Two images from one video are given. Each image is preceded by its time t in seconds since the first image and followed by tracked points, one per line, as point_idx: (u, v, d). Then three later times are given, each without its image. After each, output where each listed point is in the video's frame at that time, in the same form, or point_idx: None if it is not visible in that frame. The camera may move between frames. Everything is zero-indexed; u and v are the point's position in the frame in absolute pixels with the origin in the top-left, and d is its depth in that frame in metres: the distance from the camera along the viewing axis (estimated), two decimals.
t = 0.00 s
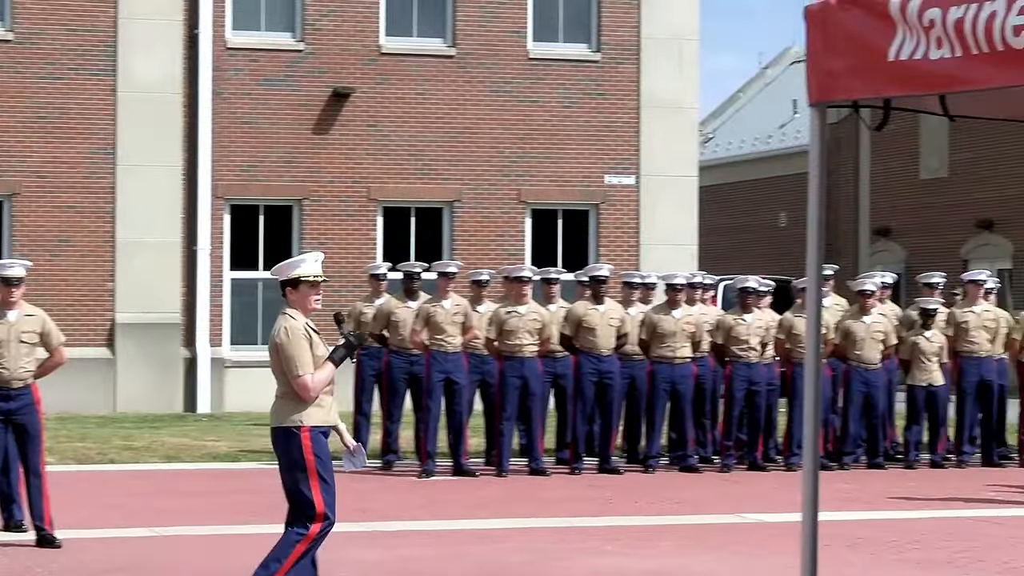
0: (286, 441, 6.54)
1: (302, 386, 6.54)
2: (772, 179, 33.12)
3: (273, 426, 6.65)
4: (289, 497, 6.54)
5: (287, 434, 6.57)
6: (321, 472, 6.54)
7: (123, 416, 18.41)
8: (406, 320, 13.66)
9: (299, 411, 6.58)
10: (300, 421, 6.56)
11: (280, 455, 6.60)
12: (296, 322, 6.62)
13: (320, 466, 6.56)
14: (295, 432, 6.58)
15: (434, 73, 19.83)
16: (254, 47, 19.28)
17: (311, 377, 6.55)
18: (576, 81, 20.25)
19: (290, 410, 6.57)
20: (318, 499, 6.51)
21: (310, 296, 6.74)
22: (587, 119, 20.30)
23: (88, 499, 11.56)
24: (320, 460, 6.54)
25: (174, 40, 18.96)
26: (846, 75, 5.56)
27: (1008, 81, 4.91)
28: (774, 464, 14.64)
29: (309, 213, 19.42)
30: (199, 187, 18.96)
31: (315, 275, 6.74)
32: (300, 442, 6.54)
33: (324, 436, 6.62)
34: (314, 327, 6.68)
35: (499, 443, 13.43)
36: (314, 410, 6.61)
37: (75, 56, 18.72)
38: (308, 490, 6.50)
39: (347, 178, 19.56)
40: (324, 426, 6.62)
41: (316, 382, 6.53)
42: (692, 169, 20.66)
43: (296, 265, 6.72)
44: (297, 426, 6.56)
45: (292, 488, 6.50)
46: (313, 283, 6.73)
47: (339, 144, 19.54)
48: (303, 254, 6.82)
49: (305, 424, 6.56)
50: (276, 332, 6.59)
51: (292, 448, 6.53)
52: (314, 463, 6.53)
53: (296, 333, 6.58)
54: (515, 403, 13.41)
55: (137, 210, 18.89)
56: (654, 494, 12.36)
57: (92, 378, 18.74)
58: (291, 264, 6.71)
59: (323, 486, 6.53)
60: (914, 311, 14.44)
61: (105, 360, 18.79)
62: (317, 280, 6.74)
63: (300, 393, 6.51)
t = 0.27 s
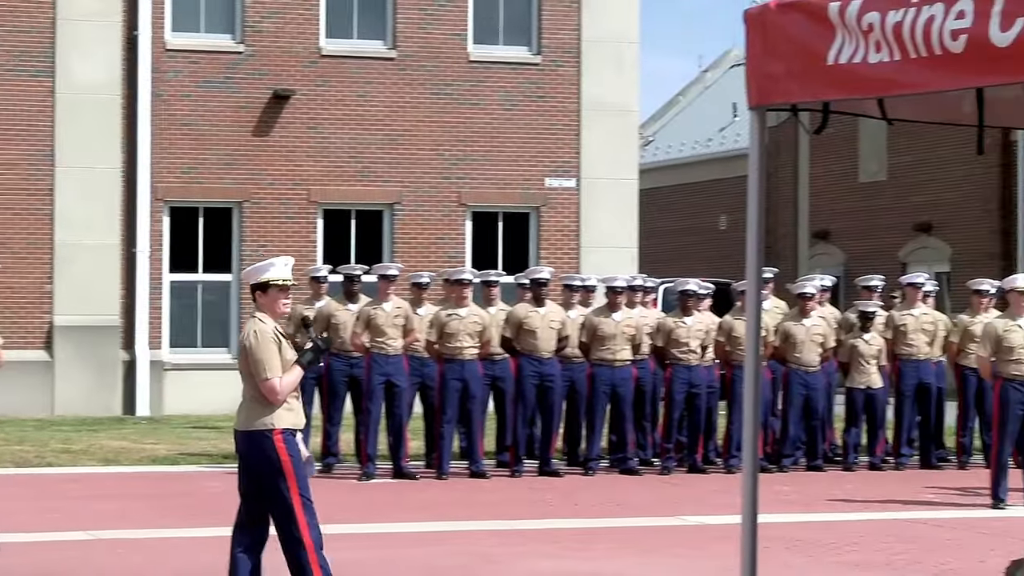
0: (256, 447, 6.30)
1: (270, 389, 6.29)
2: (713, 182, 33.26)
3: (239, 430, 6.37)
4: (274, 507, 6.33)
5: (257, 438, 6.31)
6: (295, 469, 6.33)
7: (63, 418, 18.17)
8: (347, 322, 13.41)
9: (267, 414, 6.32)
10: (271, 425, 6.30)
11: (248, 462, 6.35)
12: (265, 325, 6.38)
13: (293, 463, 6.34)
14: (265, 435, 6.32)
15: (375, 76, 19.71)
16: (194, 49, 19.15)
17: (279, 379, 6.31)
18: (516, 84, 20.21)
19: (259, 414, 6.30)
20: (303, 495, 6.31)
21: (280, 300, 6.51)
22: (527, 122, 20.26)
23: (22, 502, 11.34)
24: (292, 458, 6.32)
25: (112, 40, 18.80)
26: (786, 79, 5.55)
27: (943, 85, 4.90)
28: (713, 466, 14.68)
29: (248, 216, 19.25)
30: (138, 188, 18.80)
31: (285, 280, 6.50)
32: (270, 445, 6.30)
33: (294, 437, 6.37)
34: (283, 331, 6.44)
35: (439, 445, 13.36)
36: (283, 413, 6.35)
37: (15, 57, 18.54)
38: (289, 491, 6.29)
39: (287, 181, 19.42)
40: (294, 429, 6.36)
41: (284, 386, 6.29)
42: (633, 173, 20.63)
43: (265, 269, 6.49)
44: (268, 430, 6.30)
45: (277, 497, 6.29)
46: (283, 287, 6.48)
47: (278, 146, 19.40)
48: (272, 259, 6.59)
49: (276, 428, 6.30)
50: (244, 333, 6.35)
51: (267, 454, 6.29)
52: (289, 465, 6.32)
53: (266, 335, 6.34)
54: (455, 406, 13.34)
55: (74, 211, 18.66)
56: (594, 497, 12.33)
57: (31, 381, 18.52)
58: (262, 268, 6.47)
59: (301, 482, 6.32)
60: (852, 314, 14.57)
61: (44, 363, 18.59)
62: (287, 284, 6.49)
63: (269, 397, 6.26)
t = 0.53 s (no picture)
0: (228, 452, 6.51)
1: (244, 398, 6.53)
2: (649, 185, 33.38)
3: (212, 437, 6.58)
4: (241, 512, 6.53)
5: (230, 444, 6.53)
6: (265, 476, 6.57)
7: None
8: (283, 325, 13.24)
9: (241, 422, 6.54)
10: (245, 433, 6.53)
11: (219, 466, 6.56)
12: (237, 334, 6.61)
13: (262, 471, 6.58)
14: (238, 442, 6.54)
15: (310, 79, 19.58)
16: (129, 51, 18.97)
17: (252, 389, 6.54)
18: (452, 88, 20.15)
19: (234, 421, 6.52)
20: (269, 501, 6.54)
21: (249, 308, 6.74)
22: (463, 125, 20.21)
23: None
24: (263, 465, 6.56)
25: (48, 41, 18.52)
26: (722, 83, 5.56)
27: (878, 90, 4.91)
28: (650, 468, 14.70)
29: (183, 219, 19.07)
30: (73, 189, 18.58)
31: (253, 288, 6.74)
32: (244, 451, 6.52)
33: (266, 445, 6.61)
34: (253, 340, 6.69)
35: (375, 448, 13.26)
36: (256, 421, 6.59)
37: None
38: (260, 497, 6.52)
39: (222, 183, 19.24)
40: (266, 437, 6.60)
41: (258, 394, 6.54)
42: (569, 176, 20.62)
43: (235, 278, 6.71)
44: (242, 438, 6.53)
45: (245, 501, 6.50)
46: (251, 295, 6.72)
47: (213, 148, 19.22)
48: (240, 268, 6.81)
49: (250, 435, 6.54)
50: (217, 344, 6.58)
51: (238, 460, 6.52)
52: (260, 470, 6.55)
53: (239, 345, 6.58)
54: (391, 410, 13.25)
55: (8, 212, 18.35)
56: (531, 500, 12.31)
57: None
58: (231, 277, 6.70)
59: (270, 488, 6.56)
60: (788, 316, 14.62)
61: None
62: (255, 292, 6.73)
63: (242, 405, 6.50)
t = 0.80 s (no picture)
0: (249, 444, 6.41)
1: (271, 393, 6.46)
2: (631, 183, 33.40)
3: (238, 432, 6.47)
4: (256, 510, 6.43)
5: (255, 438, 6.43)
6: (286, 475, 6.46)
7: None
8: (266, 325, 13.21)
9: (270, 416, 6.46)
10: (271, 426, 6.44)
11: (242, 458, 6.44)
12: (259, 330, 6.56)
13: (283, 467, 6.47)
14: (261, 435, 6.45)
15: (291, 78, 19.52)
16: (109, 50, 18.92)
17: (279, 384, 6.48)
18: (434, 86, 20.12)
19: (260, 416, 6.44)
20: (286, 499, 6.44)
21: (268, 303, 6.67)
22: (444, 124, 20.17)
23: None
24: (284, 462, 6.46)
25: (27, 38, 18.44)
26: (702, 82, 5.54)
27: (860, 88, 4.91)
28: (633, 466, 14.71)
29: (165, 218, 19.01)
30: (54, 187, 18.51)
31: (271, 283, 6.68)
32: (267, 445, 6.42)
33: (292, 440, 6.53)
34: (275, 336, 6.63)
35: (358, 447, 13.24)
36: (283, 415, 6.52)
37: None
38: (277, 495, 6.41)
39: (203, 182, 19.17)
40: (292, 430, 6.53)
41: (285, 388, 6.47)
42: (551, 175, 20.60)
43: (253, 274, 6.64)
44: (267, 431, 6.44)
45: (264, 497, 6.39)
46: (270, 290, 6.67)
47: (195, 147, 19.16)
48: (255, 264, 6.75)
49: (277, 429, 6.45)
50: (239, 340, 6.50)
51: (262, 453, 6.41)
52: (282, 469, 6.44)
53: (262, 341, 6.52)
54: (374, 408, 13.19)
55: None
56: (515, 499, 12.29)
57: None
58: (248, 273, 6.61)
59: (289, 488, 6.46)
60: (771, 316, 14.66)
61: None
62: (274, 288, 6.68)
63: (269, 399, 6.42)
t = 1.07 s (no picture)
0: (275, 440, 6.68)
1: (301, 388, 6.69)
2: (634, 181, 33.38)
3: (267, 427, 6.72)
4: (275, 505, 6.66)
5: (283, 434, 6.68)
6: (308, 474, 6.66)
7: None
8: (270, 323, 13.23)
9: (298, 412, 6.70)
10: (297, 424, 6.69)
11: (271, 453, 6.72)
12: (291, 326, 6.78)
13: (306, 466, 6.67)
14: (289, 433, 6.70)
15: (294, 77, 19.52)
16: (112, 49, 18.92)
17: (309, 379, 6.70)
18: (436, 85, 20.10)
19: (288, 412, 6.68)
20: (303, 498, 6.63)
21: (300, 300, 6.91)
22: (447, 122, 20.16)
23: None
24: (307, 461, 6.67)
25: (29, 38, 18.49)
26: (705, 79, 5.54)
27: (863, 86, 4.90)
28: (636, 464, 14.72)
29: (168, 217, 19.03)
30: (56, 185, 18.50)
31: (303, 280, 6.90)
32: (292, 442, 6.67)
33: (318, 438, 6.77)
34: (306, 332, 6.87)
35: (361, 445, 13.25)
36: (311, 411, 6.75)
37: None
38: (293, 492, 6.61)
39: (206, 181, 19.18)
40: (318, 428, 6.77)
41: (314, 385, 6.70)
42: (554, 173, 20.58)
43: (287, 271, 6.87)
44: (293, 429, 6.69)
45: (279, 492, 6.62)
46: (303, 287, 6.90)
47: (197, 146, 19.16)
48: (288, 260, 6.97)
49: (302, 426, 6.69)
50: (271, 335, 6.73)
51: (286, 450, 6.66)
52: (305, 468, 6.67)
53: (294, 336, 6.74)
54: (377, 407, 13.18)
55: None
56: (518, 497, 12.30)
57: None
58: (282, 270, 6.84)
59: (307, 487, 6.64)
60: (774, 314, 14.59)
61: None
62: (307, 284, 6.92)
63: (300, 395, 6.66)
